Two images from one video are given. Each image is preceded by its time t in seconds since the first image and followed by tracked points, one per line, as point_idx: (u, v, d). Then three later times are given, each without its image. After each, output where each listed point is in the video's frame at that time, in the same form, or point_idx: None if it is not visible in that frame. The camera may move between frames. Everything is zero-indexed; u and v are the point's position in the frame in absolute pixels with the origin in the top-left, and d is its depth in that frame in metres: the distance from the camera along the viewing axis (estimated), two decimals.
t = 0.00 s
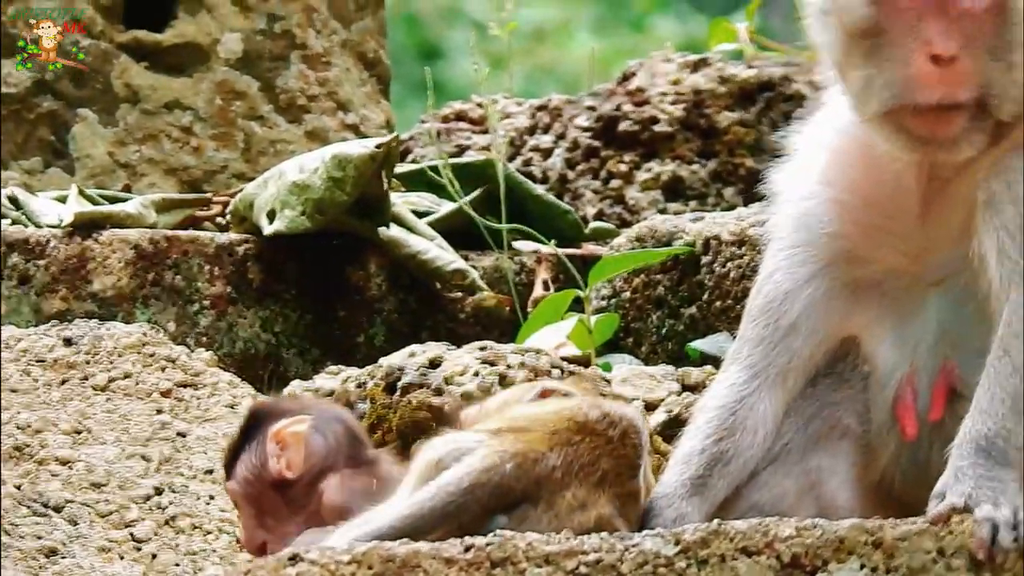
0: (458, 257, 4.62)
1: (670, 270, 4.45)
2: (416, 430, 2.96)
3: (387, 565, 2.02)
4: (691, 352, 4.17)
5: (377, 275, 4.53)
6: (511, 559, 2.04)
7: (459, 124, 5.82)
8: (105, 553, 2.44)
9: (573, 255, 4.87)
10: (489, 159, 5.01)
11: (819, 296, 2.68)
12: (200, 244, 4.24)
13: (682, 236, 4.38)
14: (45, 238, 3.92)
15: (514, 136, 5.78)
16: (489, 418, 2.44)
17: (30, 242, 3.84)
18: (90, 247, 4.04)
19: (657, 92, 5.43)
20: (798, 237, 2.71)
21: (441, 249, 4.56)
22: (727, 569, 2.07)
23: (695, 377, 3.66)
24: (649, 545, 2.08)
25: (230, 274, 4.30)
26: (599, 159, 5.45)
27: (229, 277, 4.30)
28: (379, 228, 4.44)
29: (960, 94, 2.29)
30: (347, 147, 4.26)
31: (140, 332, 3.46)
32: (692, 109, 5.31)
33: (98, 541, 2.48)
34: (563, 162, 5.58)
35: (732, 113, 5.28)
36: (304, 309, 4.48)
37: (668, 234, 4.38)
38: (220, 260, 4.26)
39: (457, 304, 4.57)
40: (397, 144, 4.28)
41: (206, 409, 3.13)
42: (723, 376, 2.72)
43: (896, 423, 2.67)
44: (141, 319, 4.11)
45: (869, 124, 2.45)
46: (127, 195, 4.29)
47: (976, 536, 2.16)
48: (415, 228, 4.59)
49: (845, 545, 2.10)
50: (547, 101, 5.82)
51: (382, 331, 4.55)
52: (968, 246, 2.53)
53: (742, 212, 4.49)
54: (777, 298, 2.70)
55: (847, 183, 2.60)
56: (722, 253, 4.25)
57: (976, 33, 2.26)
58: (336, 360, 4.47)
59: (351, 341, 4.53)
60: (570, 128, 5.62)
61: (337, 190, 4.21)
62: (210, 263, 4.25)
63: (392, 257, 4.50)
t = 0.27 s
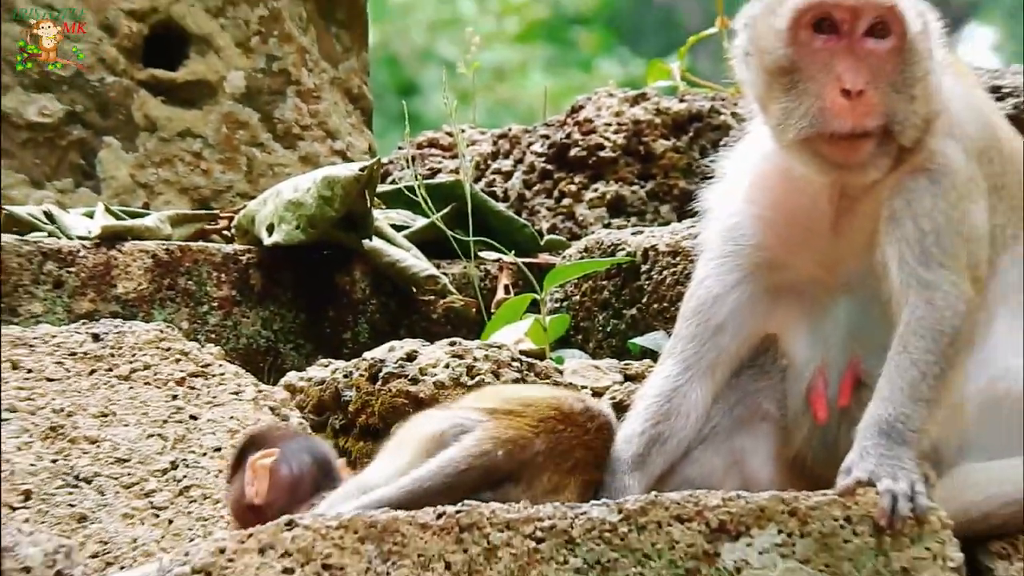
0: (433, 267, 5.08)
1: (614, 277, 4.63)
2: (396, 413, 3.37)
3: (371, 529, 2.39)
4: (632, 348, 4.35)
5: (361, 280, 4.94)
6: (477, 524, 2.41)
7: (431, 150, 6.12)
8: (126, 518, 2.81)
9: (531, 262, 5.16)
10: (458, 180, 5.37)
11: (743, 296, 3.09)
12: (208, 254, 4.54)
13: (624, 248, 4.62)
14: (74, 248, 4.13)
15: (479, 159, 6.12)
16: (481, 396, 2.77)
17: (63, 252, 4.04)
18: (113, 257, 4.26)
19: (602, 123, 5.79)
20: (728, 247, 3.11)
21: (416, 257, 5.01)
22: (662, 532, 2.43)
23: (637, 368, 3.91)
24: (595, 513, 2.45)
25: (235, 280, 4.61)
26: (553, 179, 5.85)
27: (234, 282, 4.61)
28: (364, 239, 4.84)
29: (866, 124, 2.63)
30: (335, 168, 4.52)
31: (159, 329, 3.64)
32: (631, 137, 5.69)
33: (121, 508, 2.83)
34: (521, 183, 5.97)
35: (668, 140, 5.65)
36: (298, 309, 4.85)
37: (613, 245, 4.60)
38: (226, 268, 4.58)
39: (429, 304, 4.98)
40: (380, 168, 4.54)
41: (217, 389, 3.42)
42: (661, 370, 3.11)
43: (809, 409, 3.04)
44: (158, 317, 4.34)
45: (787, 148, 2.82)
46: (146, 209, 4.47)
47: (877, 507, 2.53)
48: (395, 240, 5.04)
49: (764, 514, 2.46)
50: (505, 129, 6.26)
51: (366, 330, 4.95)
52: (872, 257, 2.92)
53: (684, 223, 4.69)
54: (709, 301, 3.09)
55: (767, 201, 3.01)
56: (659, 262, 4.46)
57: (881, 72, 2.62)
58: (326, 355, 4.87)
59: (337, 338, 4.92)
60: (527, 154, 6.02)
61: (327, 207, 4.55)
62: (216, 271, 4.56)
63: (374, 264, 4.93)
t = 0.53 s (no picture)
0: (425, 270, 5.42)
1: (583, 278, 5.00)
2: (392, 397, 3.89)
3: (370, 497, 2.80)
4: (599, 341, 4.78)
5: (364, 281, 5.24)
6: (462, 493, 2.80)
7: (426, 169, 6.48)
8: (160, 486, 3.25)
9: (509, 268, 5.58)
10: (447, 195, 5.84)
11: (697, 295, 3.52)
12: (230, 258, 4.83)
13: (590, 254, 4.94)
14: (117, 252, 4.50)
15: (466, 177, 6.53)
16: (502, 387, 3.04)
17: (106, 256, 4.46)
18: (148, 260, 4.59)
19: (573, 145, 6.12)
20: (682, 253, 3.54)
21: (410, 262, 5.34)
22: (623, 500, 2.81)
23: (602, 357, 4.29)
24: (565, 484, 2.82)
25: (255, 281, 4.91)
26: (531, 194, 6.21)
27: (253, 283, 4.91)
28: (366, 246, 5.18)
29: (799, 146, 3.10)
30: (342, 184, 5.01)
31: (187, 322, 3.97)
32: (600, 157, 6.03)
33: (155, 477, 3.27)
34: (502, 198, 6.34)
35: (630, 159, 5.98)
36: (308, 305, 5.11)
37: (580, 249, 4.93)
38: (246, 270, 4.88)
39: (423, 302, 5.31)
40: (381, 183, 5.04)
41: (239, 374, 3.75)
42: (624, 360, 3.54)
43: (753, 395, 3.47)
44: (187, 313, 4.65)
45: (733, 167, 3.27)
46: (176, 223, 4.99)
47: (811, 482, 2.94)
48: (391, 247, 5.41)
49: (713, 486, 2.85)
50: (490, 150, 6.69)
51: (368, 324, 5.25)
52: (808, 262, 3.36)
53: (645, 234, 5.04)
54: (666, 301, 3.53)
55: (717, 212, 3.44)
56: (621, 265, 4.76)
57: (812, 101, 3.10)
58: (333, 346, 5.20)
59: (343, 332, 5.22)
60: (508, 173, 6.40)
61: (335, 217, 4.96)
62: (237, 272, 4.85)
63: (374, 268, 5.24)
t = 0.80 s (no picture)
0: (421, 278, 5.60)
1: (557, 286, 5.35)
2: (392, 390, 4.34)
3: (370, 478, 3.10)
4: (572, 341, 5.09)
5: (366, 288, 5.46)
6: (452, 475, 3.11)
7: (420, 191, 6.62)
8: (184, 468, 3.77)
9: (494, 276, 5.72)
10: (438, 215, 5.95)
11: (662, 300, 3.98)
12: (247, 268, 5.23)
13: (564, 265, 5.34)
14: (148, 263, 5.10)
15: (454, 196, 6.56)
16: (502, 384, 3.44)
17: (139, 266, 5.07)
18: (176, 270, 5.13)
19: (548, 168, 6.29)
20: (649, 264, 3.99)
21: (407, 270, 5.54)
22: (593, 482, 3.15)
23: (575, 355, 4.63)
24: (542, 466, 3.15)
25: (271, 288, 5.29)
26: (513, 211, 6.32)
27: (270, 289, 5.29)
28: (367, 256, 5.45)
29: (731, 179, 3.65)
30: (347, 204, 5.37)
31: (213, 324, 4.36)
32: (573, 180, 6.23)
33: (181, 461, 3.79)
34: (484, 218, 6.39)
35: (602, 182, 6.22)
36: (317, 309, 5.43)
37: (554, 259, 5.32)
38: (262, 279, 5.26)
39: (417, 307, 5.51)
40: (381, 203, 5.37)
41: (256, 369, 4.12)
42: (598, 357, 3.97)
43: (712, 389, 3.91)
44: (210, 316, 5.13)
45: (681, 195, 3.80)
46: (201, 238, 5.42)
47: (761, 465, 3.29)
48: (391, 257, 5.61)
49: (672, 468, 3.21)
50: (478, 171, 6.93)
51: (369, 326, 5.48)
52: (757, 273, 3.83)
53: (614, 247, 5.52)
54: (635, 305, 3.98)
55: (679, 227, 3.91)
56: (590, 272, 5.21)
57: (738, 139, 3.67)
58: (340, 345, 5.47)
59: (347, 333, 5.47)
60: (492, 194, 6.42)
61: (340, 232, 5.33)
62: (255, 281, 5.24)
63: (375, 277, 5.46)
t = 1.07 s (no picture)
0: (422, 288, 5.60)
1: (559, 296, 5.35)
2: (393, 401, 4.35)
3: (372, 489, 3.10)
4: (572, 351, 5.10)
5: (368, 299, 5.46)
6: (453, 486, 3.10)
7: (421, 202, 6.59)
8: (186, 479, 3.76)
9: (495, 287, 5.69)
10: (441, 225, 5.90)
11: (665, 312, 3.96)
12: (249, 279, 5.23)
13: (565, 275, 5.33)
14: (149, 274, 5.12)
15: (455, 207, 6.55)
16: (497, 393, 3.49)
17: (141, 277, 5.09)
18: (178, 280, 5.13)
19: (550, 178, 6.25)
20: (654, 278, 3.97)
21: (408, 281, 5.52)
22: (595, 492, 3.12)
23: (576, 365, 4.64)
24: (544, 477, 3.13)
25: (272, 299, 5.28)
26: (513, 222, 6.27)
27: (271, 300, 5.28)
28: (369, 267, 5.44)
29: (692, 225, 3.73)
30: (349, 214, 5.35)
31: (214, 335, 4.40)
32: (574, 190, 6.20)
33: (184, 472, 3.79)
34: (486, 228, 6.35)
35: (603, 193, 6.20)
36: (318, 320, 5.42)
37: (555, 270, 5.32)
38: (264, 290, 5.26)
39: (419, 317, 5.51)
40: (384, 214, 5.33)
41: (258, 381, 4.13)
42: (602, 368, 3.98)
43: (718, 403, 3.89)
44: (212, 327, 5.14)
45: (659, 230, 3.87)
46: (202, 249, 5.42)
47: (764, 473, 3.22)
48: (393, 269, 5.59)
49: (674, 478, 3.17)
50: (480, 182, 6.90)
51: (370, 337, 5.48)
52: (758, 287, 3.82)
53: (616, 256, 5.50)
54: (640, 316, 3.97)
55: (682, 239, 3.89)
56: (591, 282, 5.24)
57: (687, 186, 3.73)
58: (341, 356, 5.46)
59: (348, 343, 5.46)
60: (493, 206, 6.39)
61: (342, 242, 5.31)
62: (257, 291, 5.24)
63: (376, 288, 5.46)
